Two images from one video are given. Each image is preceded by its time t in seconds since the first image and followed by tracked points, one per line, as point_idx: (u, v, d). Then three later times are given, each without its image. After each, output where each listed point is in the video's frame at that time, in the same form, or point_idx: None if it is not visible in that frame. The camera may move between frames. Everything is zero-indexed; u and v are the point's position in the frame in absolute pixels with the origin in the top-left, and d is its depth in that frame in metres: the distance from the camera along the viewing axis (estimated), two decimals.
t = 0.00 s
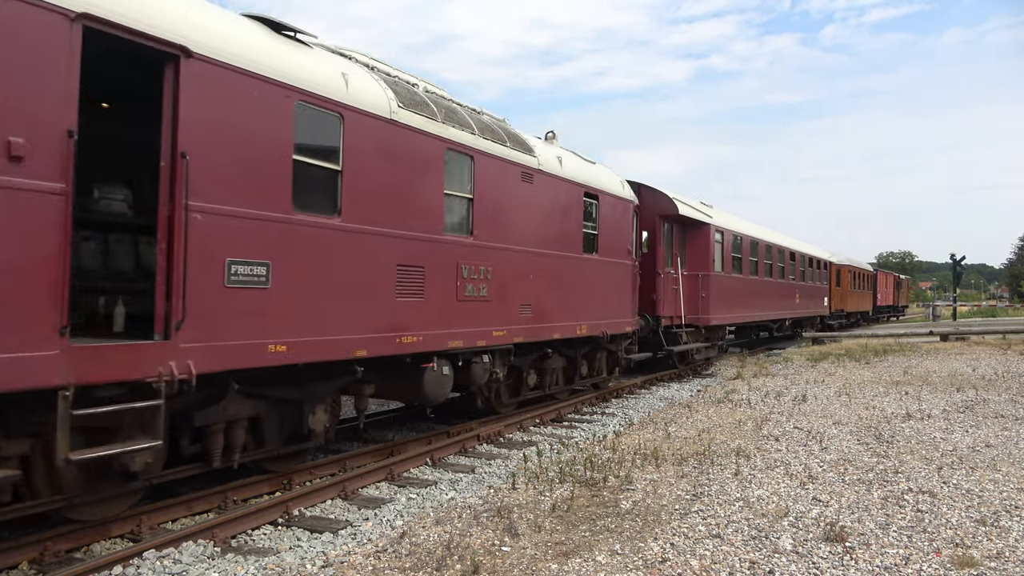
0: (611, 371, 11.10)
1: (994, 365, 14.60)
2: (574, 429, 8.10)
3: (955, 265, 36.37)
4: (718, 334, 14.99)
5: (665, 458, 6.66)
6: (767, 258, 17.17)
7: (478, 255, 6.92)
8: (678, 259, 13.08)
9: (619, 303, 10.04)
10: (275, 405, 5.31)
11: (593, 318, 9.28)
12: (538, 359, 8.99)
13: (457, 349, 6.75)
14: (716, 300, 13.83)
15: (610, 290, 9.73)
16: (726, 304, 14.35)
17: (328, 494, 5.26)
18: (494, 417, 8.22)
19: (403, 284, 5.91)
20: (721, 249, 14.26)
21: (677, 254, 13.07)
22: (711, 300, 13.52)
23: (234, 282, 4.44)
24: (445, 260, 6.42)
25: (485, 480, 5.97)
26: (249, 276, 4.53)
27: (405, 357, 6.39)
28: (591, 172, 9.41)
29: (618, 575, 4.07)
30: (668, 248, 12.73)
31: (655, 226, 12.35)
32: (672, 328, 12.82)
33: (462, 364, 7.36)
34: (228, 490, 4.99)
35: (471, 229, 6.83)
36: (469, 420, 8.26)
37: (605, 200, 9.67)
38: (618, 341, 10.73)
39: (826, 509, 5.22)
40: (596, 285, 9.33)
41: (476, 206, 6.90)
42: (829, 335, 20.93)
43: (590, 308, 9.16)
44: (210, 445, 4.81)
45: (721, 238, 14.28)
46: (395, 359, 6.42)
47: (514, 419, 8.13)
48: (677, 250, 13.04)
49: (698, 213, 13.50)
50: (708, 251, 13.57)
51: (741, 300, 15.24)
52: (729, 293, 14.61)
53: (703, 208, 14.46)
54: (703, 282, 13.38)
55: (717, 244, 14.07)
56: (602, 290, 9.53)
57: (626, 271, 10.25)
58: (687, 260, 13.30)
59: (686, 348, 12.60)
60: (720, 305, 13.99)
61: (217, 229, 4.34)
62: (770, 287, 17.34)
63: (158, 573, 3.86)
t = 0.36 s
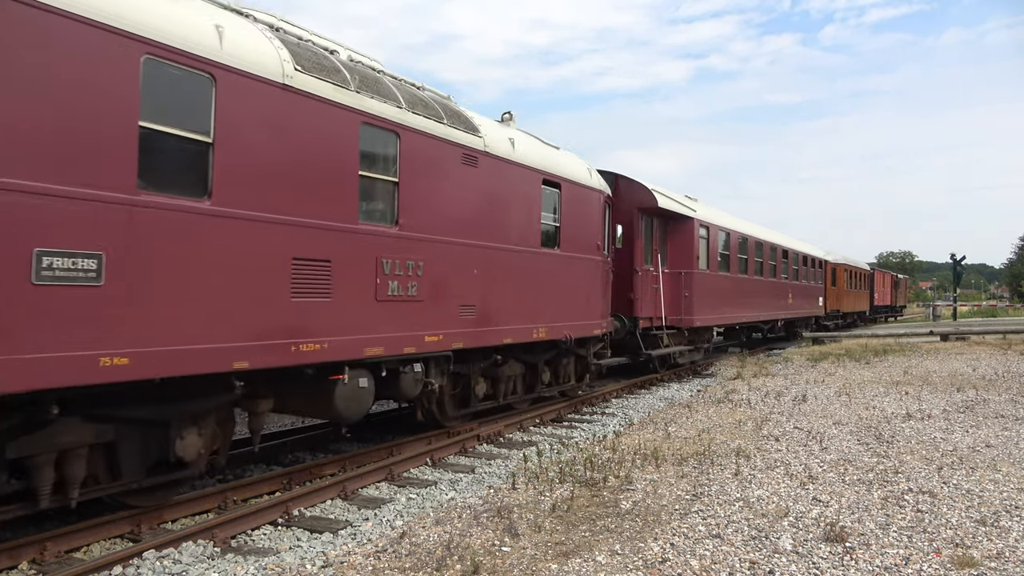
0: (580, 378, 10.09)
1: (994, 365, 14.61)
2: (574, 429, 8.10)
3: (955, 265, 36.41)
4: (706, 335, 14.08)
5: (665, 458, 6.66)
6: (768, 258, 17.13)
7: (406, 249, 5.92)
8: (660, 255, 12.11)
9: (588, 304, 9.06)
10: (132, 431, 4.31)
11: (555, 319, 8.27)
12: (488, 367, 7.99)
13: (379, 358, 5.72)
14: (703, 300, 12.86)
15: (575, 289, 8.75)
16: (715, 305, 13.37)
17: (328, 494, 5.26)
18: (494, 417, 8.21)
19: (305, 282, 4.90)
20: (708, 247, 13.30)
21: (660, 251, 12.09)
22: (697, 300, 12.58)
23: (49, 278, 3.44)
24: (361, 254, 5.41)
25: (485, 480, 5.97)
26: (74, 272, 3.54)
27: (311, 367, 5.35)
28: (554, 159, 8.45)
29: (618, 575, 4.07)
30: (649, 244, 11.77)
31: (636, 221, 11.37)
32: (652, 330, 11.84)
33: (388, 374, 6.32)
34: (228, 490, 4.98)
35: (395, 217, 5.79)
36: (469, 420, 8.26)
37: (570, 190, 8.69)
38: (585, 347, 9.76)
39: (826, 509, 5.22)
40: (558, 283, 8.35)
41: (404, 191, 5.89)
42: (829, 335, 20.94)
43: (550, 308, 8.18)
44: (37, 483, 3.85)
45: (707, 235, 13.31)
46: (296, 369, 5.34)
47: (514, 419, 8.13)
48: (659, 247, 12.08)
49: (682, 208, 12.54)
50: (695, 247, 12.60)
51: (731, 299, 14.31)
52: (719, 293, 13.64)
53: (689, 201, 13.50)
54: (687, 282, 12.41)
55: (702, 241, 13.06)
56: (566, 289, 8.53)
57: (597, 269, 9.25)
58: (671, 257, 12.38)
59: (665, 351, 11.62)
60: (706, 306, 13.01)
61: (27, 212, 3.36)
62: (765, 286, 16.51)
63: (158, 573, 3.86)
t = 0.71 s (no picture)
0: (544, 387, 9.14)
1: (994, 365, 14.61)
2: (574, 429, 8.10)
3: (955, 265, 36.45)
4: (689, 338, 13.27)
5: (665, 458, 6.66)
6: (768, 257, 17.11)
7: (305, 239, 4.95)
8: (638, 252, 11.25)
9: (546, 305, 8.09)
10: None
11: (505, 322, 7.30)
12: (428, 376, 7.02)
13: (270, 371, 4.76)
14: (685, 300, 12.02)
15: (530, 287, 7.76)
16: (698, 306, 12.53)
17: (328, 494, 5.26)
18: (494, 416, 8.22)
19: (168, 277, 4.04)
20: (691, 243, 12.48)
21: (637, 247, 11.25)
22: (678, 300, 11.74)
23: None
24: (240, 244, 4.48)
25: (485, 480, 5.97)
26: None
27: (172, 383, 4.35)
28: (508, 142, 7.52)
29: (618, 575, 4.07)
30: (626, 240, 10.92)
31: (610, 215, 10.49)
32: (627, 333, 10.94)
33: (286, 389, 5.24)
34: (228, 490, 4.98)
35: (291, 202, 4.87)
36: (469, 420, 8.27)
37: (525, 177, 7.72)
38: (547, 351, 8.81)
39: (825, 509, 5.22)
40: (509, 281, 7.37)
41: (301, 170, 4.95)
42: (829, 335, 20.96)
43: (498, 309, 7.19)
44: None
45: (690, 231, 12.49)
46: (151, 387, 4.32)
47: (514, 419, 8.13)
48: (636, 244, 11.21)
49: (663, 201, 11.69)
50: (675, 244, 11.77)
51: (716, 301, 13.49)
52: (702, 293, 12.81)
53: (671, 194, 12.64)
54: (668, 281, 11.56)
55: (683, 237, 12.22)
56: (518, 288, 7.53)
57: (554, 264, 8.26)
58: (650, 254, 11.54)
59: (642, 356, 10.68)
60: (688, 308, 12.17)
61: None
62: (755, 287, 15.77)
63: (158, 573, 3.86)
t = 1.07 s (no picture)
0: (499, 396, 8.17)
1: (994, 365, 14.62)
2: (574, 429, 8.10)
3: (955, 266, 36.47)
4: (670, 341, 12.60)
5: (665, 458, 6.66)
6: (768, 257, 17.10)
7: (197, 231, 4.20)
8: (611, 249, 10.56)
9: (493, 304, 7.08)
10: None
11: (442, 323, 6.33)
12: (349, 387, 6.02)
13: (108, 390, 3.79)
14: (665, 299, 11.29)
15: (473, 284, 6.74)
16: (679, 306, 11.81)
17: (328, 494, 5.26)
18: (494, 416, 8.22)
19: None
20: (673, 239, 11.77)
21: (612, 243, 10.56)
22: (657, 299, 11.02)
23: None
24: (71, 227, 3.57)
25: (485, 480, 5.97)
26: None
27: None
28: (454, 118, 6.64)
29: (618, 575, 4.07)
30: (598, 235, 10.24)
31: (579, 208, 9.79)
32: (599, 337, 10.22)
33: (138, 409, 4.22)
34: (228, 490, 4.98)
35: (139, 177, 3.91)
36: (469, 421, 8.27)
37: (471, 158, 6.74)
38: (502, 358, 7.83)
39: (826, 509, 5.22)
40: (445, 277, 6.34)
41: (154, 137, 3.99)
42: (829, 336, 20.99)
43: (429, 310, 6.16)
44: None
45: (672, 225, 11.77)
46: None
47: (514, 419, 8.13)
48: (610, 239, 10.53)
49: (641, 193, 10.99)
50: (654, 240, 11.08)
51: (700, 301, 12.78)
52: (685, 292, 12.11)
53: (651, 186, 11.95)
54: (645, 280, 10.86)
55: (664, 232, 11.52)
56: (458, 286, 6.52)
57: (504, 259, 7.27)
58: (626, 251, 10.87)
59: (617, 360, 9.94)
60: (668, 308, 11.45)
61: None
62: (745, 286, 15.11)
63: (158, 573, 3.86)
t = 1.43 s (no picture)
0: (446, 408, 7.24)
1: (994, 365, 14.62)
2: (574, 429, 8.11)
3: (955, 266, 36.48)
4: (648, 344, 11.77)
5: (665, 458, 6.66)
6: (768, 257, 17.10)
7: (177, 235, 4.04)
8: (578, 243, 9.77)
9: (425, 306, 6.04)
10: None
11: (357, 328, 5.31)
12: (240, 402, 5.06)
13: None
14: (640, 300, 10.51)
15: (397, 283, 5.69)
16: (656, 305, 11.03)
17: (328, 494, 5.26)
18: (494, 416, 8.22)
19: None
20: (650, 233, 10.96)
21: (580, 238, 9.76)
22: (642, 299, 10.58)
23: None
24: None
25: (485, 480, 5.98)
26: None
27: None
28: (385, 90, 5.72)
29: (618, 575, 4.07)
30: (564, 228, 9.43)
31: (543, 199, 8.97)
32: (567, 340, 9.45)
33: None
34: (228, 490, 4.98)
35: None
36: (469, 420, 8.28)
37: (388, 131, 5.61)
38: (443, 364, 6.81)
39: (825, 510, 5.22)
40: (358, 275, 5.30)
41: None
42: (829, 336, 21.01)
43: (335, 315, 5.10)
44: None
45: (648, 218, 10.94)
46: None
47: (514, 419, 8.14)
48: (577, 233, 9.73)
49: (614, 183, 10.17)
50: (630, 234, 10.26)
51: (681, 299, 12.01)
52: (664, 291, 11.32)
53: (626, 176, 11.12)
54: (617, 279, 10.10)
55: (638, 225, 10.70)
56: (376, 285, 5.47)
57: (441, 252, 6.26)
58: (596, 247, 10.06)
59: (588, 366, 9.13)
60: (644, 308, 10.65)
61: None
62: (732, 283, 14.35)
63: (158, 573, 3.86)
